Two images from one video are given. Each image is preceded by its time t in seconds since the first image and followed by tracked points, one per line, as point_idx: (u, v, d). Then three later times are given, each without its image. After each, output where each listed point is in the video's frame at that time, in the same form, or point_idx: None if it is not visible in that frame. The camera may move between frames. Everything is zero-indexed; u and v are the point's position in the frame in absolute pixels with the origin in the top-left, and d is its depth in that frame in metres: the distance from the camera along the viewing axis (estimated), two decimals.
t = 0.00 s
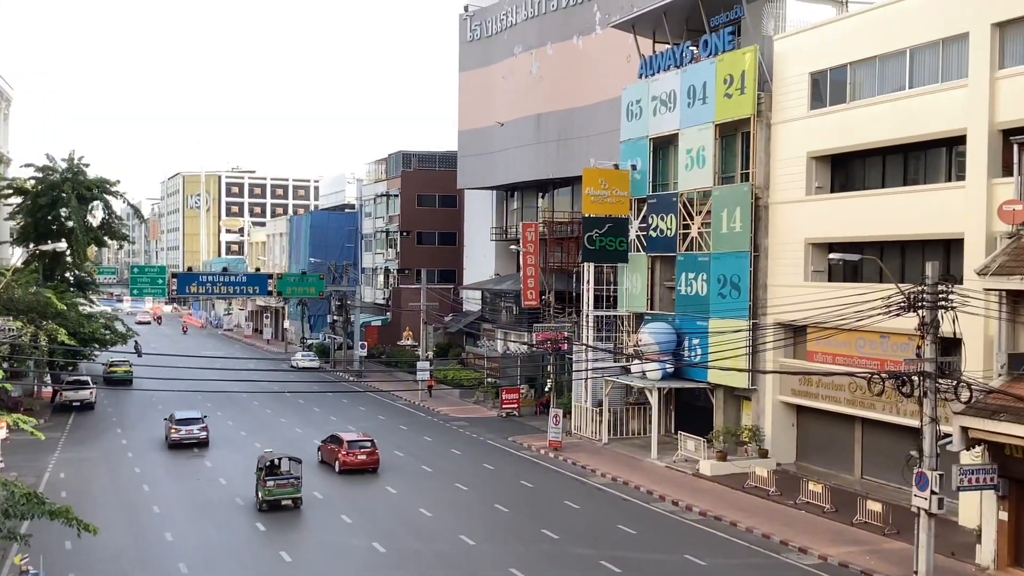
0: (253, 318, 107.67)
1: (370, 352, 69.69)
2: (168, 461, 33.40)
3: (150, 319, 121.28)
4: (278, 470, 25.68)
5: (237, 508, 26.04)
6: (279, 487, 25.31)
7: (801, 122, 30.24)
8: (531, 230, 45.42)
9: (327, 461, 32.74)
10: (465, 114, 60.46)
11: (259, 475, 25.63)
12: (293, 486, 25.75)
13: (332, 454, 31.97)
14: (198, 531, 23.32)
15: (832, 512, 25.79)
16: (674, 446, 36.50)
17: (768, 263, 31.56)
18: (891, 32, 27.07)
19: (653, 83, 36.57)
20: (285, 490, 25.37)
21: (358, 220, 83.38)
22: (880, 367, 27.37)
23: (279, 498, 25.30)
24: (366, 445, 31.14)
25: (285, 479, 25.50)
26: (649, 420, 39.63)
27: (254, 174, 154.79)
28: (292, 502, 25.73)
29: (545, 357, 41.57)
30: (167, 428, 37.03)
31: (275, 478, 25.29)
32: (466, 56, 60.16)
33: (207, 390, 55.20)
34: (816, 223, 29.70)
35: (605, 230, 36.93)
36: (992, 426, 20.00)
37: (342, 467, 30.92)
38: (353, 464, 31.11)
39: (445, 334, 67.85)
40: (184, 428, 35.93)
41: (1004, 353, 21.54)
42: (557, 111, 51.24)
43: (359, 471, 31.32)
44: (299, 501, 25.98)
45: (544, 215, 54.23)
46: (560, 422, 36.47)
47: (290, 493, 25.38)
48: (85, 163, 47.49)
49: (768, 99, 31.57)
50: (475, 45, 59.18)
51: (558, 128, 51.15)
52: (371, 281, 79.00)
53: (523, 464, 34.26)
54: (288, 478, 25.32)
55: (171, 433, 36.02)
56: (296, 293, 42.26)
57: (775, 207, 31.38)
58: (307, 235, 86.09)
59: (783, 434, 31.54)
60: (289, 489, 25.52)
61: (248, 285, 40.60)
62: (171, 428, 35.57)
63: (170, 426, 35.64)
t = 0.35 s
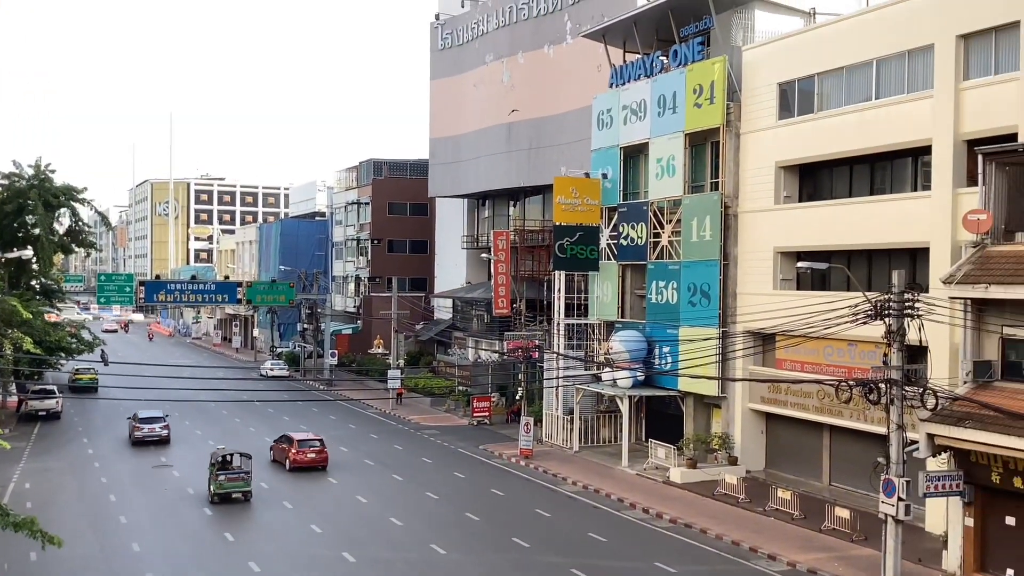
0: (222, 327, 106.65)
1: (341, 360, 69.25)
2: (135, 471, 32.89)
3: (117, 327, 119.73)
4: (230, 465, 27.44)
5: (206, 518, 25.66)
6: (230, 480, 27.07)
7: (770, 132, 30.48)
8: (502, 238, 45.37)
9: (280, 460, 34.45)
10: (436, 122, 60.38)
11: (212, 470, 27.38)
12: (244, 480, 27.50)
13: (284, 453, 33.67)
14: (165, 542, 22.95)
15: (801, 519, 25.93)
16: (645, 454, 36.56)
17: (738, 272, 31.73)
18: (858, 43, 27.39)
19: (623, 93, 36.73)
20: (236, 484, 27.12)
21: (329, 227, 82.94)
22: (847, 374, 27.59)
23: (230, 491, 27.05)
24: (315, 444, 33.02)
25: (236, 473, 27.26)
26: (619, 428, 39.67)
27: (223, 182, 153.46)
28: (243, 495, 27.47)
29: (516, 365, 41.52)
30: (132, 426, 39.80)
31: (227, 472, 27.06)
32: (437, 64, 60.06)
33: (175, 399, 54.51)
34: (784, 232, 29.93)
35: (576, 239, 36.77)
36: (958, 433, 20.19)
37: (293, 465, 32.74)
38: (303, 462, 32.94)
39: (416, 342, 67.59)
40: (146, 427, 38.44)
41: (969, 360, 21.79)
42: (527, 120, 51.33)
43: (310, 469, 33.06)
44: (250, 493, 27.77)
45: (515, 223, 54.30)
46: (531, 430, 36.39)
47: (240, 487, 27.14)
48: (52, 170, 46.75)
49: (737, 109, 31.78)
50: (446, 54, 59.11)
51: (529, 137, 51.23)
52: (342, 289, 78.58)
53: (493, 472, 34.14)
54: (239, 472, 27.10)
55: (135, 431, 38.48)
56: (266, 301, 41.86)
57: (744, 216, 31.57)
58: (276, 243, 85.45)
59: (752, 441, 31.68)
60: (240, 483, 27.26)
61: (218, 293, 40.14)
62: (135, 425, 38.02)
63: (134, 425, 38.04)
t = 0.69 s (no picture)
0: (195, 342, 105.65)
1: (315, 376, 68.76)
2: (106, 488, 32.34)
3: (87, 342, 118.30)
4: (185, 468, 29.83)
5: (177, 536, 25.23)
6: (185, 481, 29.45)
7: (743, 148, 30.68)
8: (477, 253, 45.29)
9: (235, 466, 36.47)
10: (412, 137, 60.29)
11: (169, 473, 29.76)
12: (198, 481, 29.86)
13: (238, 459, 35.65)
14: (136, 560, 22.52)
15: (775, 533, 25.94)
16: (620, 469, 36.52)
17: (712, 288, 31.84)
18: (831, 61, 27.63)
19: (599, 108, 36.88)
20: (190, 485, 29.50)
21: (303, 242, 82.53)
22: (821, 389, 27.71)
23: (185, 491, 29.40)
24: (268, 450, 34.99)
25: (190, 475, 29.65)
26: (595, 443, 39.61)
27: (197, 196, 152.40)
28: (197, 495, 29.86)
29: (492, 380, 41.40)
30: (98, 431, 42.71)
31: (182, 473, 29.43)
32: (413, 80, 60.02)
33: (146, 415, 53.80)
34: (758, 248, 30.08)
35: (552, 254, 37.14)
36: (930, 447, 20.28)
37: (248, 470, 34.66)
38: (257, 467, 34.89)
39: (390, 357, 67.25)
40: (112, 430, 41.38)
41: (941, 375, 21.93)
42: (503, 135, 51.42)
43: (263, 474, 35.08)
44: (204, 494, 30.12)
45: (491, 238, 54.28)
46: (507, 445, 36.22)
47: (194, 487, 29.53)
48: (23, 184, 46.08)
49: (712, 125, 31.98)
50: (423, 69, 59.05)
51: (504, 152, 51.33)
52: (317, 304, 78.13)
53: (468, 487, 33.92)
54: (193, 473, 29.50)
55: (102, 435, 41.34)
56: (239, 317, 41.46)
57: (718, 231, 31.70)
58: (251, 258, 84.91)
59: (727, 456, 31.69)
60: (195, 483, 29.65)
61: (191, 308, 39.67)
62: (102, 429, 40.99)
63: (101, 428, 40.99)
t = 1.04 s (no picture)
0: (176, 366, 104.73)
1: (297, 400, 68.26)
2: (84, 513, 31.84)
3: (67, 366, 117.00)
4: (150, 479, 31.98)
5: (157, 562, 24.81)
6: (150, 492, 31.62)
7: (725, 173, 30.84)
8: (460, 276, 45.21)
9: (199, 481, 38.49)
10: (395, 160, 60.29)
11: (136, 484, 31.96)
12: (162, 492, 32.03)
13: (202, 474, 37.67)
14: None
15: (759, 558, 25.81)
16: (604, 494, 36.33)
17: (695, 312, 31.85)
18: (812, 86, 27.88)
19: (582, 133, 37.03)
20: (154, 495, 31.65)
21: (286, 265, 82.19)
22: (804, 413, 27.72)
23: (149, 502, 31.54)
24: (230, 466, 37.09)
25: (155, 487, 31.82)
26: (579, 467, 39.40)
27: (179, 219, 151.73)
28: (161, 506, 31.96)
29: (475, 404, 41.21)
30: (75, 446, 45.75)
31: (147, 485, 31.59)
32: (397, 103, 60.12)
33: (126, 440, 53.17)
34: (740, 271, 30.16)
35: (536, 277, 36.95)
36: (913, 471, 20.26)
37: (211, 485, 36.68)
38: (220, 482, 36.94)
39: (373, 381, 66.84)
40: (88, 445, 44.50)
41: (923, 399, 21.97)
42: (487, 159, 51.52)
43: (225, 489, 37.14)
44: (168, 506, 32.19)
45: (474, 262, 54.29)
46: (490, 470, 35.98)
47: (158, 498, 31.68)
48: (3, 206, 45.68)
49: (694, 150, 32.14)
50: (407, 93, 59.14)
51: (488, 175, 51.43)
52: (299, 328, 77.68)
53: (452, 512, 33.63)
54: (157, 485, 31.65)
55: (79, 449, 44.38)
56: (221, 340, 41.15)
57: (701, 255, 31.77)
58: (233, 281, 84.50)
59: (711, 480, 31.58)
60: (159, 495, 31.77)
61: (172, 331, 39.31)
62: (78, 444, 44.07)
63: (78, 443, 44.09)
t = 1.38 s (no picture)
0: (164, 395, 104.09)
1: (286, 429, 67.90)
2: (71, 545, 31.50)
3: (53, 396, 116.07)
4: (126, 500, 34.29)
5: None
6: (125, 512, 33.95)
7: (714, 203, 31.08)
8: (451, 305, 45.21)
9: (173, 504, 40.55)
10: (386, 190, 60.52)
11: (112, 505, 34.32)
12: (137, 512, 34.38)
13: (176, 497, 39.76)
14: None
15: None
16: (594, 524, 36.15)
17: (685, 341, 31.92)
18: (798, 117, 28.20)
19: (572, 163, 37.30)
20: (129, 515, 34.02)
21: (276, 294, 82.05)
22: (794, 442, 27.75)
23: (125, 521, 33.87)
24: (202, 490, 39.19)
25: (130, 507, 34.15)
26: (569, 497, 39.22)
27: (169, 248, 151.48)
28: (136, 525, 34.30)
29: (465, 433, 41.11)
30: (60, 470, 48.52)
31: (123, 506, 33.87)
32: (387, 133, 60.43)
33: (113, 470, 52.74)
34: (729, 301, 30.30)
35: (525, 306, 37.43)
36: (903, 501, 20.27)
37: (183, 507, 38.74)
38: (192, 505, 39.02)
39: (363, 410, 66.54)
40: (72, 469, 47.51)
41: (912, 429, 22.03)
42: (477, 188, 51.75)
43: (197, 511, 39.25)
44: (142, 526, 34.48)
45: (464, 291, 54.43)
46: (480, 500, 35.79)
47: (133, 517, 34.03)
48: None
49: (683, 180, 32.39)
50: (397, 123, 59.50)
51: (478, 205, 51.65)
52: (289, 357, 77.42)
53: (441, 543, 33.41)
54: (132, 506, 33.99)
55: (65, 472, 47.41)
56: (210, 370, 41.02)
57: (691, 284, 31.89)
58: (222, 310, 84.39)
59: (701, 510, 31.48)
60: (133, 515, 34.13)
61: (161, 361, 39.15)
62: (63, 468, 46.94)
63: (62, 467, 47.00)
